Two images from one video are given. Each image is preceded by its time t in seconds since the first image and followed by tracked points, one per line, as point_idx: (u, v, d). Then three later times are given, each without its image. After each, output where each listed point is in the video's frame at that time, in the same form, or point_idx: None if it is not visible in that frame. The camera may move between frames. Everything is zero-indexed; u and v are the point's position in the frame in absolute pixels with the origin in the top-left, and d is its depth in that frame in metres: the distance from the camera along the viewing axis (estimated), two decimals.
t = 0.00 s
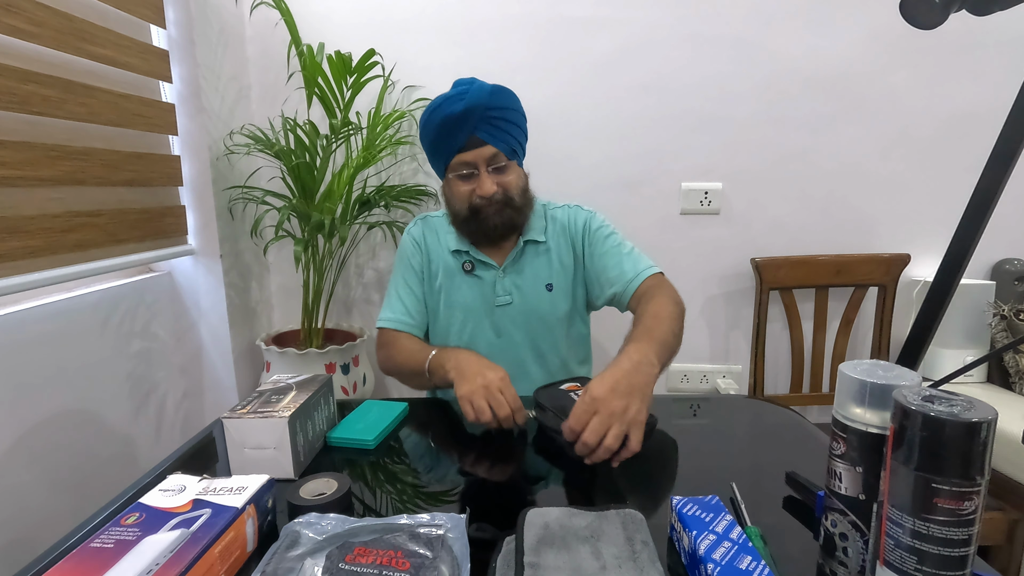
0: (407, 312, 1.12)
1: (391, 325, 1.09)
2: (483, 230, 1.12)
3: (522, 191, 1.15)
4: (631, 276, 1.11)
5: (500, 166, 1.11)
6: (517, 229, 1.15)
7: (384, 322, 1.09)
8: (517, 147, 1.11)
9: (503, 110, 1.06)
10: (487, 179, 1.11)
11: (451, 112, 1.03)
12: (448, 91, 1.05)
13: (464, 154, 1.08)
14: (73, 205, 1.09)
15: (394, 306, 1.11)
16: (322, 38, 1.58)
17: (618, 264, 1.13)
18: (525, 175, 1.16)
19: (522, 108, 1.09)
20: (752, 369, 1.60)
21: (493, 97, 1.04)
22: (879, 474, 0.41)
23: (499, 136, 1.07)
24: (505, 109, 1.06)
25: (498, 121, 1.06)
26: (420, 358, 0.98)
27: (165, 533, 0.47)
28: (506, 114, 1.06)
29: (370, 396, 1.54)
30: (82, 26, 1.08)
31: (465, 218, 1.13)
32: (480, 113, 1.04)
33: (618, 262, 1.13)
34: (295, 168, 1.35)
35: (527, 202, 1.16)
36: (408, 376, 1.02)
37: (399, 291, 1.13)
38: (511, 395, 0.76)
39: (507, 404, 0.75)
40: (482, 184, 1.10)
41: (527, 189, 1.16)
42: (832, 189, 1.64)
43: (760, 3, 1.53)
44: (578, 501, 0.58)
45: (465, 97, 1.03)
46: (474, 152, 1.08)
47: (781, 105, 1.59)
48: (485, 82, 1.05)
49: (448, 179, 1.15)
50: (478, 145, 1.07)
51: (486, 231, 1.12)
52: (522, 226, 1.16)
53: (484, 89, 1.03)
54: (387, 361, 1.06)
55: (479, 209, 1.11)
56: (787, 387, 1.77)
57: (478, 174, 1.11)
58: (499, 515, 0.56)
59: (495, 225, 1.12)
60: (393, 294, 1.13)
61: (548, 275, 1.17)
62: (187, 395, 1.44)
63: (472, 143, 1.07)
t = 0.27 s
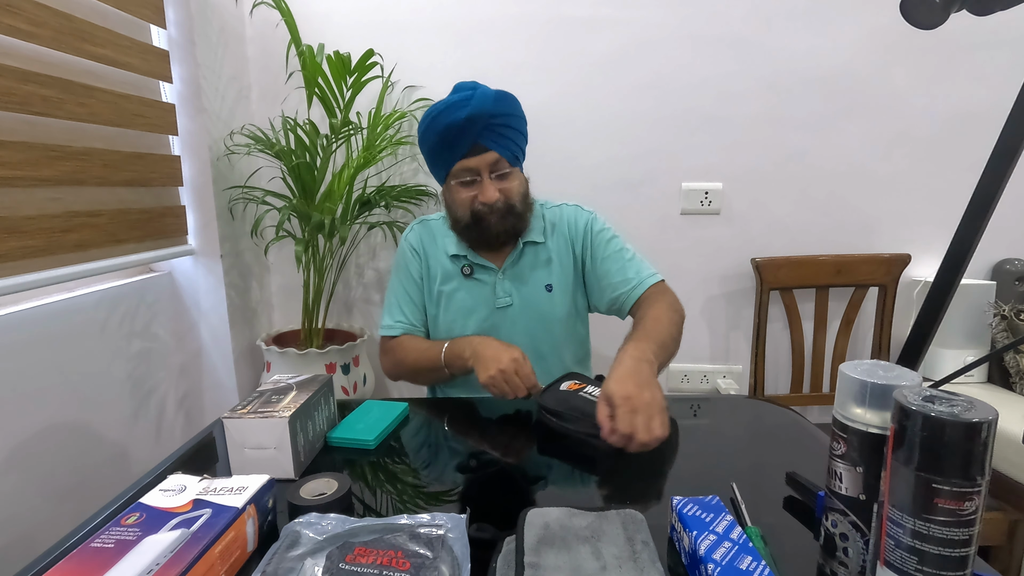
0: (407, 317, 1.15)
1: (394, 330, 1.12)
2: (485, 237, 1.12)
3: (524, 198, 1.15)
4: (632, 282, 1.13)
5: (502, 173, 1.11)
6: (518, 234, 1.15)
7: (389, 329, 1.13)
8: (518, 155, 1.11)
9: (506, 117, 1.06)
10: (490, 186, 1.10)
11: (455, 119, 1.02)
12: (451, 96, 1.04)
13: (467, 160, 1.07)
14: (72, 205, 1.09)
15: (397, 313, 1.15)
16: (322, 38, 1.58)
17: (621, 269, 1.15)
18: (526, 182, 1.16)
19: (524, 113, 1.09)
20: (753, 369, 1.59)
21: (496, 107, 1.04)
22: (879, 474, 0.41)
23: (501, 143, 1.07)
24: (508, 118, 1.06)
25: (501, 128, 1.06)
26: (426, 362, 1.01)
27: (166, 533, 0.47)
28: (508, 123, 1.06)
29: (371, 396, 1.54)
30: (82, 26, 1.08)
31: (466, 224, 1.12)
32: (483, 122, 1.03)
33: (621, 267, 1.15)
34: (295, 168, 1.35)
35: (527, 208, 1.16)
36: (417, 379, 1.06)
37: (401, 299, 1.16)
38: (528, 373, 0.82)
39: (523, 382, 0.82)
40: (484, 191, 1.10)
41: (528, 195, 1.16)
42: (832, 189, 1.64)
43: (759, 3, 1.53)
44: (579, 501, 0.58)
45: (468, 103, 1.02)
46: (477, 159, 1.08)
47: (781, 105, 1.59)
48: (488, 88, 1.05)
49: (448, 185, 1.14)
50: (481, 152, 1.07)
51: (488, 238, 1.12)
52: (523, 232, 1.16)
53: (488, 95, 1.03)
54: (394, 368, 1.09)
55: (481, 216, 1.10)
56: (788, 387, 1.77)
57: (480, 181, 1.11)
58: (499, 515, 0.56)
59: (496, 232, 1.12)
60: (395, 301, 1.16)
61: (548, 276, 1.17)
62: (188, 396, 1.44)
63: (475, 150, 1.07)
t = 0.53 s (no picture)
0: (409, 315, 1.09)
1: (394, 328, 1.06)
2: (476, 215, 1.12)
3: (514, 177, 1.17)
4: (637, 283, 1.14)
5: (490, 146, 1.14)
6: (510, 218, 1.14)
7: (387, 327, 1.05)
8: (506, 130, 1.15)
9: (492, 94, 1.11)
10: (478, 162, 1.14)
11: (441, 89, 1.08)
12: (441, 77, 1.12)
13: (454, 133, 1.12)
14: (72, 205, 1.09)
15: (397, 309, 1.08)
16: (323, 38, 1.59)
17: (625, 272, 1.15)
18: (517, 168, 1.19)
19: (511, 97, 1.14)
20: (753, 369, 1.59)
21: (481, 78, 1.09)
22: (880, 474, 0.41)
23: (487, 117, 1.11)
24: (492, 90, 1.11)
25: (486, 103, 1.10)
26: (423, 364, 0.97)
27: (166, 533, 0.47)
28: (493, 93, 1.10)
29: (371, 396, 1.54)
30: (82, 26, 1.08)
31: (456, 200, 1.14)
32: (468, 91, 1.09)
33: (624, 270, 1.16)
34: (295, 168, 1.35)
35: (519, 190, 1.17)
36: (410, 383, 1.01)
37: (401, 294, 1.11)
38: (517, 399, 0.74)
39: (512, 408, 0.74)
40: (472, 163, 1.13)
41: (518, 176, 1.18)
42: (832, 189, 1.64)
43: (760, 4, 1.53)
44: (579, 501, 0.58)
45: (454, 77, 1.09)
46: (464, 130, 1.12)
47: (781, 105, 1.59)
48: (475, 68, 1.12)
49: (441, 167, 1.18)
50: (467, 124, 1.11)
51: (479, 217, 1.11)
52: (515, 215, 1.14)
53: (473, 71, 1.10)
54: (388, 368, 1.04)
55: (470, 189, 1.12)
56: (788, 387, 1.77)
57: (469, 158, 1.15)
58: (499, 515, 0.56)
59: (487, 210, 1.11)
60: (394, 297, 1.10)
61: (549, 277, 1.17)
62: (188, 396, 1.44)
63: (462, 124, 1.11)
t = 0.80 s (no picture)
0: (405, 314, 1.09)
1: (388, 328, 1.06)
2: (474, 212, 1.11)
3: (514, 174, 1.17)
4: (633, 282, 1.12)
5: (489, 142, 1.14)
6: (508, 215, 1.13)
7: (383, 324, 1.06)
8: (506, 127, 1.15)
9: (491, 91, 1.11)
10: (477, 157, 1.14)
11: (440, 87, 1.08)
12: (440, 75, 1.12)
13: (453, 129, 1.12)
14: (72, 205, 1.09)
15: (395, 308, 1.08)
16: (323, 38, 1.59)
17: (621, 271, 1.14)
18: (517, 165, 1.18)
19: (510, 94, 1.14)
20: (752, 369, 1.59)
21: (480, 76, 1.10)
22: (879, 474, 0.41)
23: (487, 113, 1.12)
24: (491, 87, 1.11)
25: (486, 99, 1.11)
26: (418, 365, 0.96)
27: (166, 532, 0.47)
28: (492, 91, 1.11)
29: (371, 396, 1.54)
30: (82, 26, 1.08)
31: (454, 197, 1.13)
32: (468, 88, 1.09)
33: (620, 269, 1.14)
34: (295, 168, 1.35)
35: (519, 187, 1.17)
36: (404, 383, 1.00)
37: (398, 293, 1.11)
38: (513, 408, 0.72)
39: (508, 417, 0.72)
40: (472, 159, 1.13)
41: (518, 172, 1.17)
42: (832, 189, 1.64)
43: (759, 3, 1.53)
44: (579, 501, 0.58)
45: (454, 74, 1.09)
46: (463, 127, 1.12)
47: (781, 105, 1.59)
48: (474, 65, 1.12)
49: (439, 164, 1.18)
50: (467, 120, 1.11)
51: (478, 214, 1.10)
52: (513, 211, 1.14)
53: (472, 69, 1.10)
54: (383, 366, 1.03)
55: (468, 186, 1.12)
56: (788, 387, 1.77)
57: (468, 153, 1.14)
58: (499, 515, 0.56)
59: (487, 206, 1.10)
60: (389, 296, 1.10)
61: (546, 279, 1.17)
62: (187, 396, 1.44)
63: (461, 120, 1.11)
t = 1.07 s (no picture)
0: (400, 316, 1.10)
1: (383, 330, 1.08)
2: (481, 214, 1.11)
3: (514, 169, 1.17)
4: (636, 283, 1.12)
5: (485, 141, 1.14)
6: (517, 211, 1.14)
7: (378, 326, 1.08)
8: (500, 124, 1.15)
9: (479, 88, 1.11)
10: (474, 156, 1.14)
11: (429, 93, 1.08)
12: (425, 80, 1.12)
13: (447, 133, 1.11)
14: (71, 205, 1.08)
15: (389, 310, 1.10)
16: (322, 38, 1.58)
17: (625, 269, 1.14)
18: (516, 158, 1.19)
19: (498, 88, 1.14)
20: (752, 369, 1.59)
21: (467, 75, 1.10)
22: (879, 474, 0.41)
23: (480, 111, 1.12)
24: (478, 86, 1.11)
25: (476, 97, 1.10)
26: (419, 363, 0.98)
27: (165, 532, 0.47)
28: (480, 89, 1.10)
29: (370, 396, 1.54)
30: (81, 26, 1.08)
31: (458, 201, 1.13)
32: (456, 91, 1.09)
33: (622, 269, 1.14)
34: (295, 168, 1.35)
35: (520, 181, 1.17)
36: (405, 380, 1.02)
37: (393, 294, 1.13)
38: (512, 391, 0.78)
39: (507, 400, 0.77)
40: (471, 160, 1.13)
41: (518, 168, 1.18)
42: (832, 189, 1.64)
43: (759, 3, 1.53)
44: (578, 500, 0.58)
45: (439, 78, 1.09)
46: (457, 129, 1.11)
47: (780, 105, 1.59)
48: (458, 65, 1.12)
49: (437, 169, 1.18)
50: (460, 121, 1.11)
51: (485, 215, 1.11)
52: (518, 207, 1.15)
53: (457, 70, 1.10)
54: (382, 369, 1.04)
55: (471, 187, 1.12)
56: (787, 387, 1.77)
57: (463, 154, 1.14)
58: (499, 515, 0.56)
59: (493, 207, 1.10)
60: (386, 299, 1.12)
61: (546, 281, 1.17)
62: (187, 396, 1.44)
63: (455, 122, 1.11)
